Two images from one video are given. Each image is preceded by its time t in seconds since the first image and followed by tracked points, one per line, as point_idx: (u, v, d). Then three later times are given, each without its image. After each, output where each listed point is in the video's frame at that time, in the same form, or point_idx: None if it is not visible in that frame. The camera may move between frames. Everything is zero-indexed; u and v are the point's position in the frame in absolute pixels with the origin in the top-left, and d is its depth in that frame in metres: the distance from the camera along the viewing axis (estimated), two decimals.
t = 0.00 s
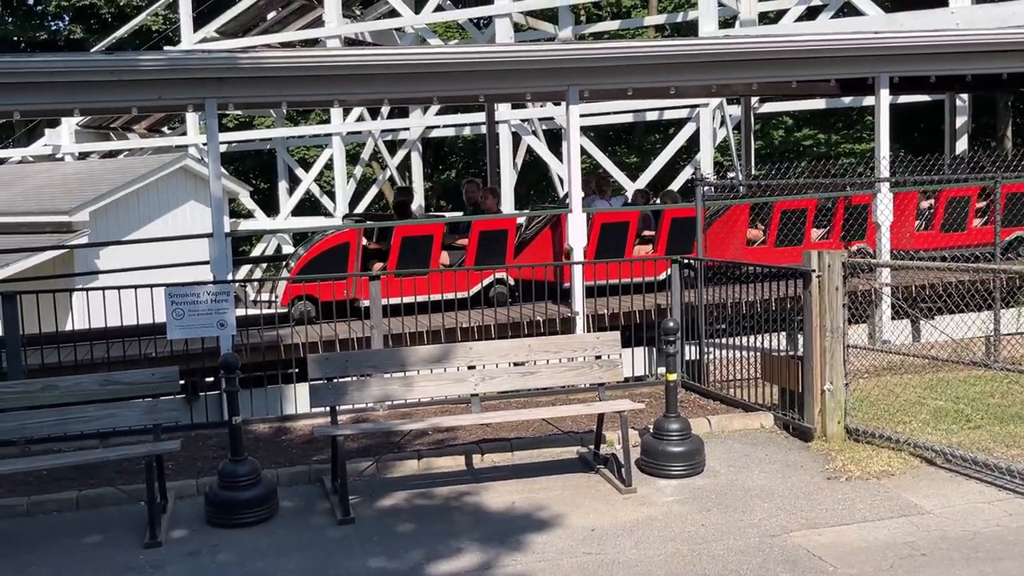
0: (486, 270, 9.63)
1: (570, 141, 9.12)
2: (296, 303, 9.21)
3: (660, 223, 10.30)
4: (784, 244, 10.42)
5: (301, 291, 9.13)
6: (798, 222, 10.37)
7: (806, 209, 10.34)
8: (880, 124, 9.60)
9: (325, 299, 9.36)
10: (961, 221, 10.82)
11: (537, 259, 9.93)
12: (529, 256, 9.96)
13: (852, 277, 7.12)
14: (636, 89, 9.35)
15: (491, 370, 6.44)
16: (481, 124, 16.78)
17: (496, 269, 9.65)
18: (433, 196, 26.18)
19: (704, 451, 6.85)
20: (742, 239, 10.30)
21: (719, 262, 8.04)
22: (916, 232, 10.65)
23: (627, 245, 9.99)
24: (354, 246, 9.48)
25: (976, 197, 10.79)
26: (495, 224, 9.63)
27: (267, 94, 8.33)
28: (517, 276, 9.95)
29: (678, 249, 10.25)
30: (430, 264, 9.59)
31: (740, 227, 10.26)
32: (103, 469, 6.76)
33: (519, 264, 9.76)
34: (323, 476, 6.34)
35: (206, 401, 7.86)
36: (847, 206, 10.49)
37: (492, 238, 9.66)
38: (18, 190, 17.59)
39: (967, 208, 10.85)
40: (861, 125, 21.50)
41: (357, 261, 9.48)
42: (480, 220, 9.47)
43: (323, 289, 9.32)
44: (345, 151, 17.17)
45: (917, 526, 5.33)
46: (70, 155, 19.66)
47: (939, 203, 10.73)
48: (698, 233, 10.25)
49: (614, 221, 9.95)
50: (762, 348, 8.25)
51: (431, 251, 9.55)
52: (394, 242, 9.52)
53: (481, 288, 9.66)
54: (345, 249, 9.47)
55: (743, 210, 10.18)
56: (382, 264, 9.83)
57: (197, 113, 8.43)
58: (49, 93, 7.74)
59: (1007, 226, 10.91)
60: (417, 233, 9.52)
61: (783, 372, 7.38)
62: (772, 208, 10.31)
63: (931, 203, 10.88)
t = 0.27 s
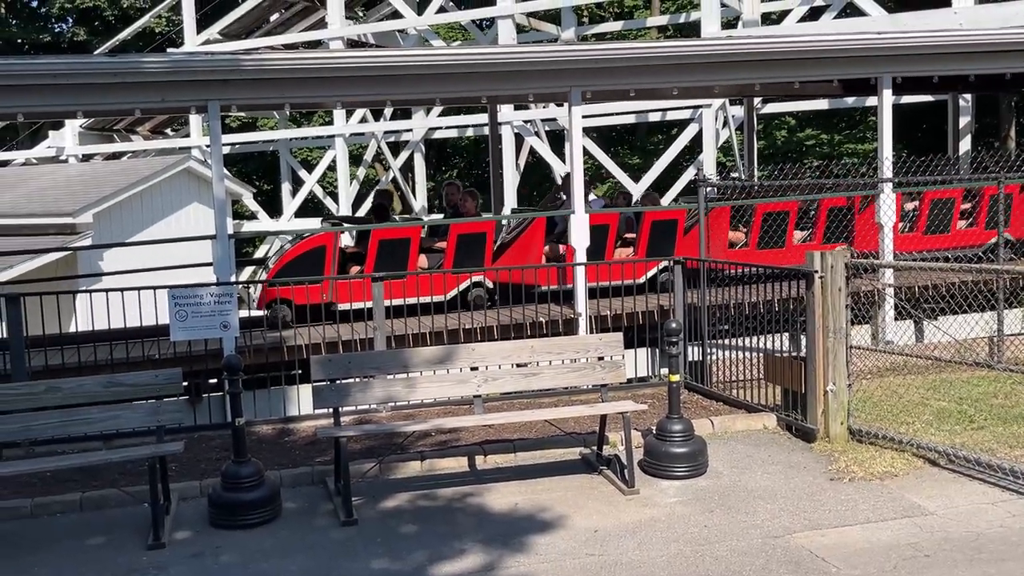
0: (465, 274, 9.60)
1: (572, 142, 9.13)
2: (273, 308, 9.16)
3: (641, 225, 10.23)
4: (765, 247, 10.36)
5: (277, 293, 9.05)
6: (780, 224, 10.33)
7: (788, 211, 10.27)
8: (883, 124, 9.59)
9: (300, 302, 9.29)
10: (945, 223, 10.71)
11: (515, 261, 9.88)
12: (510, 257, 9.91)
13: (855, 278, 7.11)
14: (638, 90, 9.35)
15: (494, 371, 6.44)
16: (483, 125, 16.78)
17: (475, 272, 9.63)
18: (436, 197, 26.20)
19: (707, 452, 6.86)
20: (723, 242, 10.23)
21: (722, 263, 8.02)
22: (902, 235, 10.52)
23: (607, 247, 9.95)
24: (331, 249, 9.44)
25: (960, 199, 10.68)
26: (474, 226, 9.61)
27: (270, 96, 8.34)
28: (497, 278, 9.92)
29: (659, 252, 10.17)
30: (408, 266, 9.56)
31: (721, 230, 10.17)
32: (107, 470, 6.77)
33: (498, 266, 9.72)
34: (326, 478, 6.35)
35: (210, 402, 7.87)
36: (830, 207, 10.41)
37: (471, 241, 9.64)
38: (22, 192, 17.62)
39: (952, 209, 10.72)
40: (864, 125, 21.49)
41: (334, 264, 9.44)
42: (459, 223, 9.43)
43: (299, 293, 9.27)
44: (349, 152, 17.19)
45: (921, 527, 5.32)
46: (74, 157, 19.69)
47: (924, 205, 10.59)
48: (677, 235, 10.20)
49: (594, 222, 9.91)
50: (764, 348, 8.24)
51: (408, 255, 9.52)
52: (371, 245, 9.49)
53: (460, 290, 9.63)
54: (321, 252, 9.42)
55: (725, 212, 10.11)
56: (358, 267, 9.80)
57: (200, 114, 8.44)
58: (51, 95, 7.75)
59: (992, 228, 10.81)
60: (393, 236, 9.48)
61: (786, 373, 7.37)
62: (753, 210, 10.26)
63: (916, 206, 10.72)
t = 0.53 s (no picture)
0: (442, 276, 9.52)
1: (577, 141, 9.12)
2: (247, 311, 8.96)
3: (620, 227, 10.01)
4: (748, 249, 10.35)
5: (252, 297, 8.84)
6: (761, 226, 10.30)
7: (770, 212, 10.24)
8: (888, 123, 9.58)
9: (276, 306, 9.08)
10: (929, 224, 10.68)
11: (493, 264, 9.81)
12: (487, 260, 9.85)
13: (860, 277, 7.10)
14: (643, 89, 9.34)
15: (498, 371, 6.44)
16: (487, 125, 16.79)
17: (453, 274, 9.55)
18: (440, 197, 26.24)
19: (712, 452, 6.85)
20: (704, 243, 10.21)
21: (726, 263, 8.02)
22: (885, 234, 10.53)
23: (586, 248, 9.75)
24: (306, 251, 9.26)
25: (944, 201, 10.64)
26: (452, 229, 9.50)
27: (274, 96, 8.34)
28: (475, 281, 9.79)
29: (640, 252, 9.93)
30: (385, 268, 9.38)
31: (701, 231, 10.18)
32: (112, 470, 6.78)
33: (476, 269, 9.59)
34: (330, 478, 6.35)
35: (214, 402, 7.87)
36: (812, 209, 10.36)
37: (449, 243, 9.53)
38: (27, 193, 17.66)
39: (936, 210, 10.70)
40: (869, 124, 21.47)
41: (310, 266, 9.25)
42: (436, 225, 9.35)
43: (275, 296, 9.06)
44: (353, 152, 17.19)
45: (925, 527, 5.31)
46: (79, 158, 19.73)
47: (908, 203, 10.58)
48: (658, 236, 9.97)
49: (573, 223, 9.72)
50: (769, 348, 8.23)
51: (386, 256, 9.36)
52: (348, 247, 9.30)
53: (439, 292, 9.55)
54: (297, 254, 9.22)
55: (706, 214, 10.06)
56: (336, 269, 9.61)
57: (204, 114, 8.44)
58: (55, 96, 7.76)
59: (977, 229, 10.73)
60: (370, 238, 9.30)
61: (791, 373, 7.36)
62: (735, 212, 10.18)
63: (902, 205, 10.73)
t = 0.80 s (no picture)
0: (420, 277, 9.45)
1: (582, 140, 9.11)
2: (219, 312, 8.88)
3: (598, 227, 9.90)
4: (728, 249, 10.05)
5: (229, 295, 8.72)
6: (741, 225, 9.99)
7: (752, 213, 10.02)
8: (893, 122, 9.57)
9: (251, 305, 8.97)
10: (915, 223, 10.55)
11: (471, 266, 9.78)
12: (465, 262, 9.82)
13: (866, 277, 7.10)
14: (648, 88, 9.33)
15: (503, 370, 6.44)
16: (492, 124, 16.78)
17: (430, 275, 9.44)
18: (444, 196, 26.25)
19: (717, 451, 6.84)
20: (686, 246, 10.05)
21: (731, 262, 8.02)
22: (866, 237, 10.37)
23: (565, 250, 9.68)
24: (282, 251, 9.18)
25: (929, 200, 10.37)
26: (427, 229, 9.44)
27: (280, 96, 8.35)
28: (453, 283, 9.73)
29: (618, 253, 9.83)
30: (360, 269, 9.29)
31: (682, 232, 10.01)
32: (118, 469, 6.79)
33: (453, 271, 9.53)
34: (335, 477, 6.36)
35: (220, 401, 7.88)
36: (795, 209, 10.13)
37: (425, 243, 9.46)
38: (33, 193, 17.69)
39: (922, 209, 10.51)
40: (874, 123, 21.44)
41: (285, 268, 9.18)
42: (413, 226, 9.30)
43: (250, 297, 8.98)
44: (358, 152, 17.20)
45: (931, 526, 5.31)
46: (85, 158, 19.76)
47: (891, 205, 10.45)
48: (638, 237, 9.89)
49: (551, 225, 9.67)
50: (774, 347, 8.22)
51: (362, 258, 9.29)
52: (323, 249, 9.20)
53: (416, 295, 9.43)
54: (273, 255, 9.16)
55: (685, 215, 9.93)
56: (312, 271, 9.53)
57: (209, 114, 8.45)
58: (60, 96, 7.77)
59: (961, 229, 10.55)
60: (346, 239, 9.22)
61: (796, 372, 7.35)
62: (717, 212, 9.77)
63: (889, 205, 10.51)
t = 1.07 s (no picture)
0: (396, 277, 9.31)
1: (588, 139, 9.10)
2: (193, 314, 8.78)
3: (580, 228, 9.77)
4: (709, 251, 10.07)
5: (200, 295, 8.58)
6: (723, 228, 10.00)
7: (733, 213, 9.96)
8: (900, 121, 9.55)
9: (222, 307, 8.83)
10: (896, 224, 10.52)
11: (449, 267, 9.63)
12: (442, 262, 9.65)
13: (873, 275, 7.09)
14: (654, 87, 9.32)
15: (509, 369, 6.44)
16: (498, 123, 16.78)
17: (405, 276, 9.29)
18: (450, 195, 26.26)
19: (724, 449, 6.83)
20: (666, 246, 10.01)
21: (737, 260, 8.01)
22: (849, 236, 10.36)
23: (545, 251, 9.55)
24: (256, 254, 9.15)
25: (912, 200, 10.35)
26: (402, 231, 9.34)
27: (286, 94, 8.35)
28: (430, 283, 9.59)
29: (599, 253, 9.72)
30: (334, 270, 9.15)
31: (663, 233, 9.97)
32: (125, 467, 6.81)
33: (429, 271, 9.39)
34: (342, 475, 6.37)
35: (226, 400, 7.89)
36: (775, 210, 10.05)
37: (401, 244, 9.37)
38: (40, 192, 17.74)
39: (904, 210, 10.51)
40: (881, 121, 21.39)
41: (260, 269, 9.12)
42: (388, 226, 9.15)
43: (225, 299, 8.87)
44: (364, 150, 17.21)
45: (938, 525, 5.30)
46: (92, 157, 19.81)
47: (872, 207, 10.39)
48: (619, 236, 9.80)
49: (531, 226, 9.52)
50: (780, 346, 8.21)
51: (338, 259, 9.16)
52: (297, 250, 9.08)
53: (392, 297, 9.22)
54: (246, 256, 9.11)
55: (667, 215, 9.89)
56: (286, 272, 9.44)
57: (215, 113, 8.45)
58: (67, 95, 7.79)
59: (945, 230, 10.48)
60: (321, 240, 9.09)
61: (803, 371, 7.34)
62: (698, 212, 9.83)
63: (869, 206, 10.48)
